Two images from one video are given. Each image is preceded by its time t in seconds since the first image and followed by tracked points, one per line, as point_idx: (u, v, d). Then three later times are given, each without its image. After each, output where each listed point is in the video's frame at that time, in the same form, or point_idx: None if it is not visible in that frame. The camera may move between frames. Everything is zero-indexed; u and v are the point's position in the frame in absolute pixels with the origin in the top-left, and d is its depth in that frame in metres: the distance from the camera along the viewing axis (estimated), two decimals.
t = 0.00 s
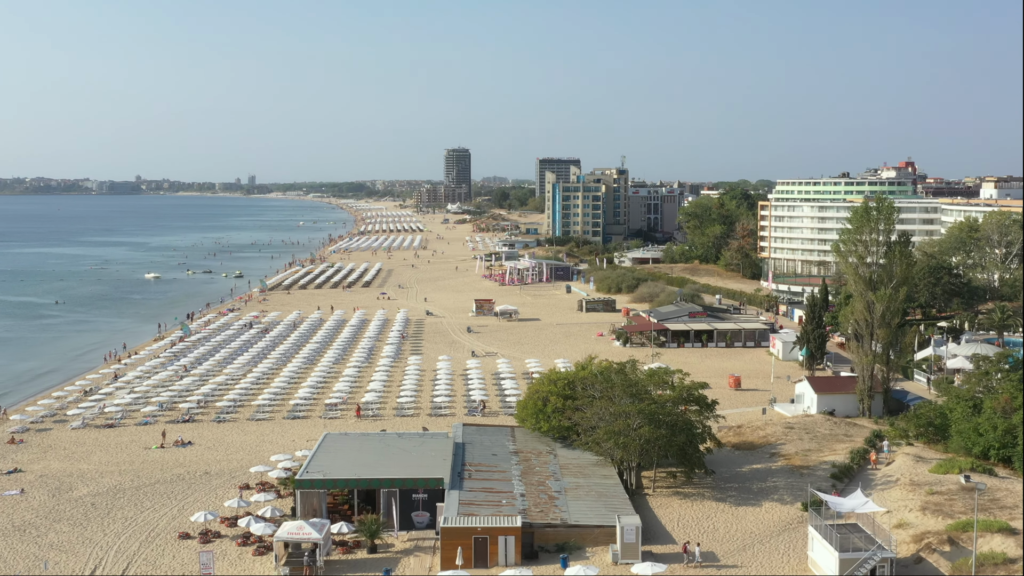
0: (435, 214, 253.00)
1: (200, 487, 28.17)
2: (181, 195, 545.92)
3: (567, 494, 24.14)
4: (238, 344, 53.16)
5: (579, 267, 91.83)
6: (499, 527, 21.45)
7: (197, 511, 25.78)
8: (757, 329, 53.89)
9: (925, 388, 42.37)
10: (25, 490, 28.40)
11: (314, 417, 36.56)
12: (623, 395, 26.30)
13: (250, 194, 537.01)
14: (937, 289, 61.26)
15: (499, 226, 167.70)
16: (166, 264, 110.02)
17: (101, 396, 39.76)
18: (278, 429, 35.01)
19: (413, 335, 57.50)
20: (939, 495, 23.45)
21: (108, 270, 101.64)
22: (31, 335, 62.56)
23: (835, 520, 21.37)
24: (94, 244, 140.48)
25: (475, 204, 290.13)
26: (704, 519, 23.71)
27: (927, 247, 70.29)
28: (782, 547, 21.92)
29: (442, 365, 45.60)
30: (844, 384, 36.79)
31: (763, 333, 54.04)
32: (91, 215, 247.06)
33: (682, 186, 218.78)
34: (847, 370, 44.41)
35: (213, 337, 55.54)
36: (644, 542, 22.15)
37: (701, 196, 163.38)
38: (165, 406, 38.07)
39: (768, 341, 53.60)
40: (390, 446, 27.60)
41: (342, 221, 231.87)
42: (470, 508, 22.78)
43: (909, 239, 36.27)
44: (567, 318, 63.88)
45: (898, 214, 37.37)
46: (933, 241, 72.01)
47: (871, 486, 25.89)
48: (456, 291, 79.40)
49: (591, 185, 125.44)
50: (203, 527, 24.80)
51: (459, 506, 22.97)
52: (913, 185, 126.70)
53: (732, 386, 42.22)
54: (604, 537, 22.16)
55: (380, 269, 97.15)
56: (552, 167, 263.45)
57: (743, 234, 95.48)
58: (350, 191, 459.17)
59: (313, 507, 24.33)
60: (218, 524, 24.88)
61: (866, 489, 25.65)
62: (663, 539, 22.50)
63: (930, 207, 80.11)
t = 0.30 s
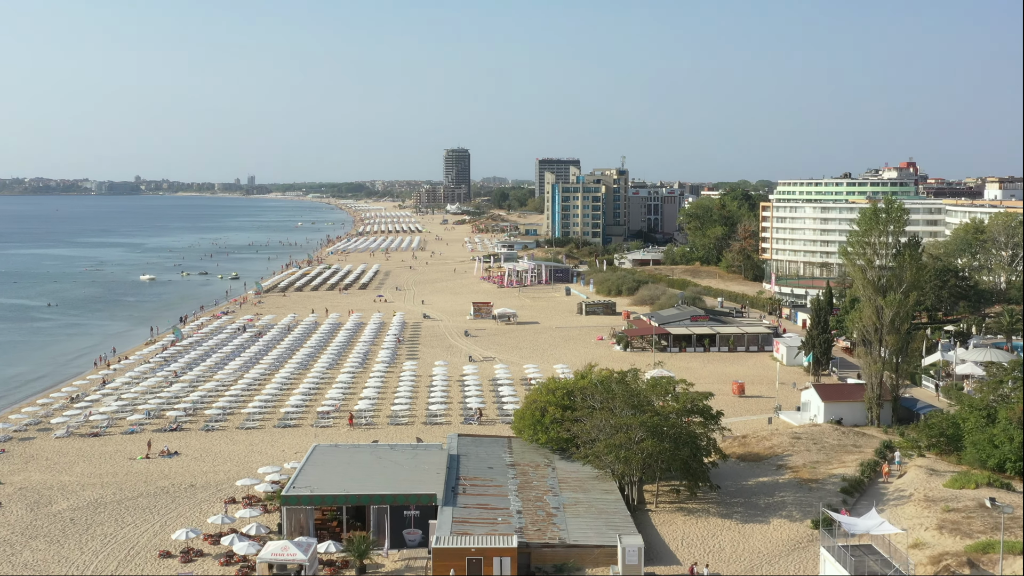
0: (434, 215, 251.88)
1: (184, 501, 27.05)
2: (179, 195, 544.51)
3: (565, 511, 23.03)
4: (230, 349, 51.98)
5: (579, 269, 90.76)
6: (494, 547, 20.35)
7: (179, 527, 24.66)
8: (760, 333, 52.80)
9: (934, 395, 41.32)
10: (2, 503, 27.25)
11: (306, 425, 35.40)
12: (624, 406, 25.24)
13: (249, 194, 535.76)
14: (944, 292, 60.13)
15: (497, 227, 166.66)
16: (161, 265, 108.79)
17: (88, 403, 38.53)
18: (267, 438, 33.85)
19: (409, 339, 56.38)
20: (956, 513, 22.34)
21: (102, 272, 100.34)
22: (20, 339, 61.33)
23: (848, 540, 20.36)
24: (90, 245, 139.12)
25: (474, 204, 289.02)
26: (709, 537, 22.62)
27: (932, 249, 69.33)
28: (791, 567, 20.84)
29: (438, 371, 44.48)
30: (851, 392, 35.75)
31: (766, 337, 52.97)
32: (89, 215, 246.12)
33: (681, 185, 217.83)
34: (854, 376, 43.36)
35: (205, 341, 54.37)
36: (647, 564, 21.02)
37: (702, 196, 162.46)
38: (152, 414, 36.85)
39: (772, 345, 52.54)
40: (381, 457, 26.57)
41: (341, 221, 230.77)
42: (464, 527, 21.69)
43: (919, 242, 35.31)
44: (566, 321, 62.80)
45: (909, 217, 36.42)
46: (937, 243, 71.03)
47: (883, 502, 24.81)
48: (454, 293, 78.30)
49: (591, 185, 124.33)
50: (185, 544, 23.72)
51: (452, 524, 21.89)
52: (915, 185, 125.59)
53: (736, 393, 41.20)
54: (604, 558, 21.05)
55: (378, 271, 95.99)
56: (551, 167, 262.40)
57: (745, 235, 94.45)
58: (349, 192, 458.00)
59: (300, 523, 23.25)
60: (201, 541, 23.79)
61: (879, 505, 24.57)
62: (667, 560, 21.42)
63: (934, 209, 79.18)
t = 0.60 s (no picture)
0: (435, 215, 250.78)
1: (168, 518, 25.87)
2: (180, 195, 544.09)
3: (566, 532, 21.89)
4: (224, 354, 50.85)
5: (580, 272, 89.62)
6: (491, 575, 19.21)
7: (162, 548, 23.50)
8: (766, 339, 51.63)
9: (945, 403, 40.14)
10: None
11: (298, 436, 34.29)
12: (627, 422, 24.14)
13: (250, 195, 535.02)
14: (953, 295, 58.94)
15: (499, 228, 165.54)
16: (158, 267, 107.55)
17: (75, 412, 37.30)
18: (258, 450, 32.69)
19: (407, 344, 55.22)
20: (978, 536, 21.18)
21: (98, 274, 99.14)
22: (11, 342, 60.11)
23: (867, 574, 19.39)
24: (87, 246, 137.86)
25: (475, 205, 288.01)
26: (717, 561, 21.49)
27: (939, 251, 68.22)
28: None
29: (436, 378, 43.36)
30: (861, 402, 34.63)
31: (772, 343, 51.79)
32: (87, 215, 245.30)
33: (683, 185, 216.73)
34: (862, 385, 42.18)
35: (199, 346, 53.23)
36: None
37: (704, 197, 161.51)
38: (140, 423, 35.72)
39: (778, 351, 51.38)
40: (374, 472, 25.50)
41: (341, 222, 229.68)
42: (458, 551, 20.54)
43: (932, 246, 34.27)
44: (567, 326, 61.67)
45: (921, 221, 35.42)
46: (944, 245, 69.89)
47: (899, 524, 23.68)
48: (454, 296, 77.22)
49: (593, 186, 123.14)
50: (167, 567, 22.54)
51: (446, 547, 20.76)
52: (919, 187, 124.50)
53: (742, 402, 40.13)
54: None
55: (377, 273, 94.89)
56: (552, 168, 261.36)
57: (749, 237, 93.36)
58: (350, 192, 456.97)
59: (287, 545, 22.07)
60: (183, 563, 22.60)
61: (894, 527, 23.43)
62: None
63: (940, 210, 78.04)
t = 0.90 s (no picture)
0: (448, 216, 249.90)
1: (165, 538, 24.97)
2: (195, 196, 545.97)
3: (580, 559, 20.70)
4: (232, 362, 50.02)
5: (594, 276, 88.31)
6: None
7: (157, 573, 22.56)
8: (785, 347, 50.35)
9: (973, 416, 38.75)
10: None
11: (303, 450, 33.33)
12: (645, 443, 23.03)
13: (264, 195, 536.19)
14: (977, 301, 57.43)
15: (512, 229, 164.57)
16: (170, 269, 107.17)
17: (76, 423, 36.56)
18: (262, 464, 31.78)
19: (418, 351, 54.27)
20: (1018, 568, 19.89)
21: (109, 276, 98.74)
22: (19, 347, 59.59)
23: None
24: (100, 247, 137.81)
25: (489, 205, 287.08)
26: None
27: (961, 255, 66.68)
28: None
29: (446, 388, 42.35)
30: (887, 417, 33.33)
31: (791, 351, 50.51)
32: (103, 217, 246.48)
33: (698, 186, 215.11)
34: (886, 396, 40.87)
35: (207, 353, 52.46)
36: None
37: (720, 198, 159.91)
38: (143, 436, 34.90)
39: (797, 360, 50.10)
40: (378, 493, 24.46)
41: (355, 223, 229.20)
42: None
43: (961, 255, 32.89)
44: (581, 332, 60.57)
45: (949, 229, 34.04)
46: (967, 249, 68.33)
47: (930, 551, 22.43)
48: (466, 301, 76.20)
49: (607, 187, 121.90)
50: None
51: None
52: (938, 188, 122.51)
53: (761, 413, 38.92)
54: None
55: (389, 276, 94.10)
56: (566, 169, 260.24)
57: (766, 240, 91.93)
58: (364, 193, 457.06)
59: (287, 572, 21.07)
60: None
61: (926, 555, 22.18)
62: None
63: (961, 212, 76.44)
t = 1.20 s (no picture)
0: (460, 217, 248.99)
1: (158, 563, 23.96)
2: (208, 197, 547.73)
3: None
4: (237, 370, 49.10)
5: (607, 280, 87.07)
6: None
7: None
8: (802, 356, 49.00)
9: (1000, 430, 37.29)
10: None
11: (305, 466, 32.32)
12: (661, 470, 21.83)
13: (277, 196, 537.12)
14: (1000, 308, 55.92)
15: (524, 231, 163.51)
16: (179, 273, 106.63)
17: (74, 437, 35.71)
18: (263, 481, 30.77)
19: (427, 359, 53.19)
20: None
21: (118, 280, 98.23)
22: (23, 354, 58.92)
23: None
24: (111, 250, 137.50)
25: (501, 206, 286.07)
26: None
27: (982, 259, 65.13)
28: None
29: (454, 399, 41.25)
30: (911, 433, 31.94)
31: (809, 360, 49.15)
32: (118, 218, 247.28)
33: (712, 187, 213.42)
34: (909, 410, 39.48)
35: (212, 360, 51.62)
36: None
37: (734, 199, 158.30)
38: (142, 450, 34.04)
39: (815, 369, 48.74)
40: (380, 518, 23.30)
41: (367, 224, 228.60)
42: None
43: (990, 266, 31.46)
44: (593, 339, 59.37)
45: (977, 238, 32.62)
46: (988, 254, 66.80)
47: None
48: (477, 306, 75.11)
49: (620, 189, 120.58)
50: None
51: None
52: (956, 189, 120.50)
53: (779, 428, 37.61)
54: None
55: (399, 280, 93.18)
56: (579, 169, 259.04)
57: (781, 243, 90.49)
58: (376, 194, 457.12)
59: None
60: None
61: None
62: None
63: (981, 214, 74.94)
